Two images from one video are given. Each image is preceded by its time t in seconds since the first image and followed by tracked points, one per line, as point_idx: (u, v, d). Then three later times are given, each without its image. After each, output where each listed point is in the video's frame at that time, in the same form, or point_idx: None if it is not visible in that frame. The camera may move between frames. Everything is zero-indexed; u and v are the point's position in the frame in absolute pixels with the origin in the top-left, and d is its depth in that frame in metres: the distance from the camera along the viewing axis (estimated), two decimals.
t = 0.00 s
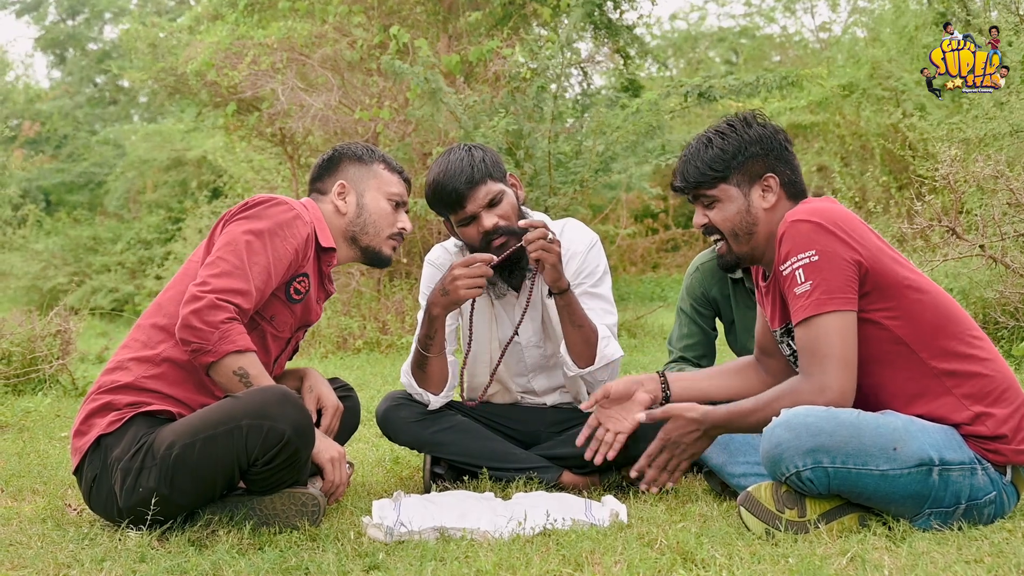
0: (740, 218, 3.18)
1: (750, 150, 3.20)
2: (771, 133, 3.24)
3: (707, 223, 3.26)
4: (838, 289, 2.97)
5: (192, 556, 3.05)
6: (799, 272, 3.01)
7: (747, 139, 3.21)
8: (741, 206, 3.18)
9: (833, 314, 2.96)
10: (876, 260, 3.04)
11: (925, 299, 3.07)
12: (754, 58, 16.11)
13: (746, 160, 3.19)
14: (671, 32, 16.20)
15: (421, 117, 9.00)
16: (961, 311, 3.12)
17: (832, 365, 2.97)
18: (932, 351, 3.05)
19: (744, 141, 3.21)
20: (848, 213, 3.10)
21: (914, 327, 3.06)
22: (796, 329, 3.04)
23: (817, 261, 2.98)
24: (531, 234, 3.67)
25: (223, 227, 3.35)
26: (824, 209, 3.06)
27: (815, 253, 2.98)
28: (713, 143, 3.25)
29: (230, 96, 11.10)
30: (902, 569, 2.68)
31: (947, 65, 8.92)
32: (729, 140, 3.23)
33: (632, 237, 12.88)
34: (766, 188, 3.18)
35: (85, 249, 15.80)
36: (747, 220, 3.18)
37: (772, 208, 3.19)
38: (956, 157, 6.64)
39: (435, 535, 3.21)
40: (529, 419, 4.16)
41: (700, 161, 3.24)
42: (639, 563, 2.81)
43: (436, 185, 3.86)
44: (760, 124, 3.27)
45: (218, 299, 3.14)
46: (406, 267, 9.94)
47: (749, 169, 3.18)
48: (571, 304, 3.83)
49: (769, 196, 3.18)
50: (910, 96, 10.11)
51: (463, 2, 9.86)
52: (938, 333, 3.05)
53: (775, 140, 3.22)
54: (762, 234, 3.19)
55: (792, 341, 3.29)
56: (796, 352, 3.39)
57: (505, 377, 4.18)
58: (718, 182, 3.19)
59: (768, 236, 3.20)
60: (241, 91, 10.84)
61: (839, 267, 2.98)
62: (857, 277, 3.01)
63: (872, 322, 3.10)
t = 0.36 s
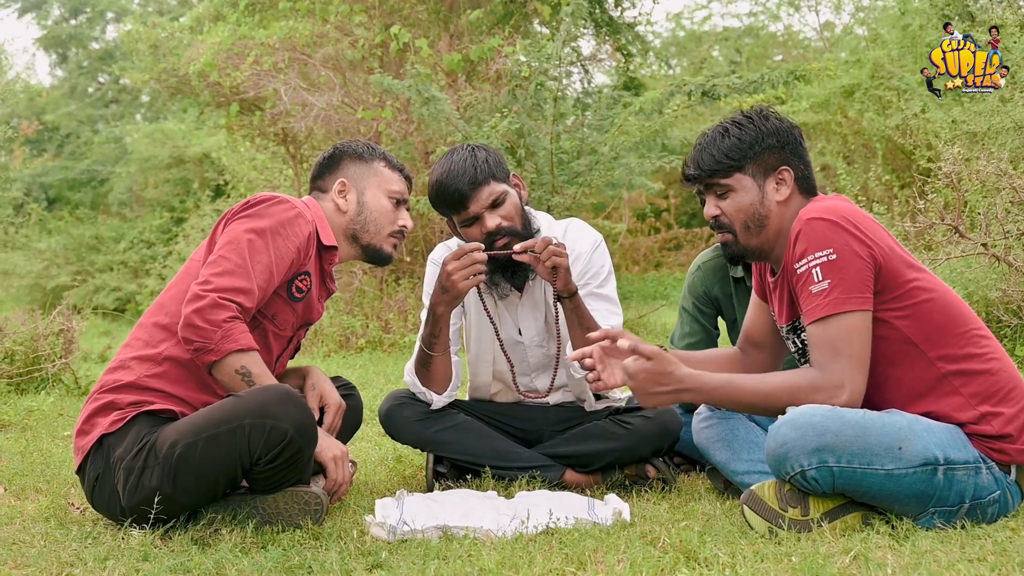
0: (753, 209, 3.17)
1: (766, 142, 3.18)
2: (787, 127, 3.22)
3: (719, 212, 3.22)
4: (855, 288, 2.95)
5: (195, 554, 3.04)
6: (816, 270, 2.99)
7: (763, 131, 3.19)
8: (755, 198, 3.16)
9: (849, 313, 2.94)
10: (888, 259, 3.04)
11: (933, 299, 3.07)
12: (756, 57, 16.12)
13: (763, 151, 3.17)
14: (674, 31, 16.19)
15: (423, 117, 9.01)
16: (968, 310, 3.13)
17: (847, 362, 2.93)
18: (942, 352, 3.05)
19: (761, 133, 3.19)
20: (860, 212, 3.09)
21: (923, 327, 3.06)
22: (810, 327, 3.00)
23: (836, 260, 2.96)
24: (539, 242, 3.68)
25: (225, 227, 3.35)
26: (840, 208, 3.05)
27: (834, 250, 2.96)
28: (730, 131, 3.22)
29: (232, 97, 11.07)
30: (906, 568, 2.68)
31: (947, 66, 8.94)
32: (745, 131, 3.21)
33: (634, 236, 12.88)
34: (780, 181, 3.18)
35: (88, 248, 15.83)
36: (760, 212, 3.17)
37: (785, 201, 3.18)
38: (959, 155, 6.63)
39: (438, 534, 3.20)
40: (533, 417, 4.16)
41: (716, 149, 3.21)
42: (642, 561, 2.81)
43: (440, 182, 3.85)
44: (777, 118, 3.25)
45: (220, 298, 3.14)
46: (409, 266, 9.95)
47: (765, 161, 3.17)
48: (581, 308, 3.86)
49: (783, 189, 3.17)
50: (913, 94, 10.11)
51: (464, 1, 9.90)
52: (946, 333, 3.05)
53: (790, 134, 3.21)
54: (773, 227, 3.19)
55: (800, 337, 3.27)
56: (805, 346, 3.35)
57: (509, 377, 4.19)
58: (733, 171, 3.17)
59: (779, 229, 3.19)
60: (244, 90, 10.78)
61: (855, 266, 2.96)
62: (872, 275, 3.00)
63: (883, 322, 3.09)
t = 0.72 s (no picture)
0: (737, 222, 3.17)
1: (741, 157, 3.22)
2: (756, 143, 3.29)
3: (702, 232, 3.21)
4: (838, 285, 2.96)
5: (198, 553, 3.05)
6: (798, 270, 3.00)
7: (737, 146, 3.24)
8: (737, 211, 3.17)
9: (836, 308, 2.94)
10: (871, 257, 3.05)
11: (920, 295, 3.07)
12: (758, 56, 16.14)
13: (739, 166, 3.20)
14: (676, 29, 16.19)
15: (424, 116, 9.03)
16: (956, 306, 3.13)
17: (839, 360, 2.95)
18: (933, 349, 3.05)
19: (734, 148, 3.23)
20: (840, 214, 3.11)
21: (911, 324, 3.06)
22: (799, 327, 3.02)
23: (816, 257, 2.98)
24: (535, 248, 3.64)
25: (227, 226, 3.36)
26: (815, 209, 3.08)
27: (813, 248, 2.98)
28: (704, 150, 3.25)
29: (234, 96, 11.10)
30: (909, 566, 2.68)
31: (947, 66, 9.05)
32: (720, 148, 3.24)
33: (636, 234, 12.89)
34: (759, 195, 3.20)
35: (91, 246, 15.85)
36: (744, 225, 3.17)
37: (766, 213, 3.20)
38: (962, 153, 6.64)
39: (441, 533, 3.21)
40: (536, 416, 4.16)
41: (692, 167, 3.22)
42: (645, 560, 2.81)
43: (444, 181, 3.85)
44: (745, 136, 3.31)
45: (222, 296, 3.14)
46: (411, 265, 9.96)
47: (742, 175, 3.19)
48: (581, 309, 3.83)
49: (763, 202, 3.19)
50: (912, 92, 10.12)
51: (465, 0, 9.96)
52: (937, 329, 3.05)
53: (762, 150, 3.27)
54: (758, 238, 3.18)
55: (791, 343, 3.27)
56: (796, 353, 3.39)
57: (512, 376, 4.19)
58: (712, 188, 3.18)
59: (764, 241, 3.19)
60: (246, 90, 10.77)
61: (837, 264, 2.97)
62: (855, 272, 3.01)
63: (869, 321, 3.09)
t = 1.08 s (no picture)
0: (730, 230, 3.16)
1: (733, 163, 3.20)
2: (748, 146, 3.27)
3: (696, 241, 3.21)
4: (834, 284, 2.95)
5: (200, 551, 3.05)
6: (794, 270, 3.00)
7: (728, 153, 3.22)
8: (731, 220, 3.16)
9: (834, 307, 2.94)
10: (868, 256, 3.04)
11: (917, 294, 3.07)
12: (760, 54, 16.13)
13: (731, 173, 3.19)
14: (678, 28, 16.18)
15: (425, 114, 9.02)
16: (955, 305, 3.13)
17: (838, 359, 2.94)
18: (931, 347, 3.05)
19: (726, 155, 3.21)
20: (836, 214, 3.12)
21: (909, 323, 3.06)
22: (796, 327, 3.02)
23: (811, 257, 2.97)
24: (535, 253, 3.64)
25: (230, 225, 3.36)
26: (807, 209, 3.08)
27: (809, 248, 2.97)
28: (695, 160, 3.24)
29: (236, 95, 11.11)
30: (911, 565, 2.68)
31: (947, 66, 9.03)
32: (711, 156, 3.22)
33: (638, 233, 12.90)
34: (753, 201, 3.19)
35: (93, 245, 15.86)
36: (737, 234, 3.17)
37: (761, 219, 3.19)
38: (964, 152, 6.63)
39: (443, 531, 3.21)
40: (537, 415, 4.16)
41: (684, 178, 3.21)
42: (647, 559, 2.81)
43: (445, 182, 3.85)
44: (736, 139, 3.29)
45: (225, 295, 3.14)
46: (413, 263, 9.96)
47: (735, 183, 3.18)
48: (582, 309, 3.82)
49: (757, 208, 3.19)
50: (913, 91, 10.11)
51: None
52: (935, 327, 3.05)
53: (754, 154, 3.25)
54: (753, 245, 3.18)
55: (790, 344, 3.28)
56: (797, 354, 3.38)
57: (514, 375, 4.19)
58: (706, 198, 3.17)
59: (758, 247, 3.19)
60: (250, 89, 10.83)
61: (833, 264, 2.97)
62: (852, 271, 3.01)
63: (868, 320, 3.08)
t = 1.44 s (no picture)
0: (744, 231, 3.15)
1: (755, 166, 3.12)
2: (779, 145, 3.15)
3: (711, 230, 3.22)
4: (857, 288, 2.95)
5: (202, 551, 3.05)
6: (817, 270, 2.98)
7: (752, 155, 3.13)
8: (745, 221, 3.14)
9: (854, 311, 2.93)
10: (891, 257, 3.03)
11: (935, 297, 3.06)
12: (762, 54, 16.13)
13: (752, 176, 3.12)
14: (680, 27, 16.17)
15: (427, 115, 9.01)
16: (970, 308, 3.12)
17: (850, 361, 2.93)
18: (946, 351, 3.04)
19: (750, 155, 3.13)
20: (863, 212, 3.09)
21: (926, 326, 3.05)
22: (813, 326, 3.00)
23: (837, 259, 2.96)
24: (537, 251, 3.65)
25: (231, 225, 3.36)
26: (839, 208, 3.06)
27: (835, 250, 2.96)
28: (718, 155, 3.18)
29: (238, 96, 11.11)
30: (912, 566, 2.68)
31: (947, 65, 9.01)
32: (734, 154, 3.15)
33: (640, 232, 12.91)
34: (771, 204, 3.13)
35: (95, 244, 15.89)
36: (752, 232, 3.16)
37: (776, 225, 3.15)
38: (966, 153, 6.64)
39: (444, 531, 3.21)
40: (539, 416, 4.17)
41: (706, 174, 3.17)
42: (648, 559, 2.81)
43: (447, 183, 3.84)
44: (772, 136, 3.17)
45: (227, 295, 3.15)
46: (415, 263, 9.95)
47: (756, 184, 3.12)
48: (581, 312, 3.82)
49: (774, 212, 3.13)
50: (915, 91, 10.12)
51: None
52: (950, 331, 3.04)
53: (783, 156, 3.14)
54: (768, 244, 3.18)
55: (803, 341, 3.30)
56: (808, 350, 3.41)
57: (516, 376, 4.19)
58: (723, 196, 3.14)
59: (774, 245, 3.18)
60: (251, 90, 10.82)
61: (857, 266, 2.96)
62: (874, 272, 2.99)
63: (884, 320, 3.08)
